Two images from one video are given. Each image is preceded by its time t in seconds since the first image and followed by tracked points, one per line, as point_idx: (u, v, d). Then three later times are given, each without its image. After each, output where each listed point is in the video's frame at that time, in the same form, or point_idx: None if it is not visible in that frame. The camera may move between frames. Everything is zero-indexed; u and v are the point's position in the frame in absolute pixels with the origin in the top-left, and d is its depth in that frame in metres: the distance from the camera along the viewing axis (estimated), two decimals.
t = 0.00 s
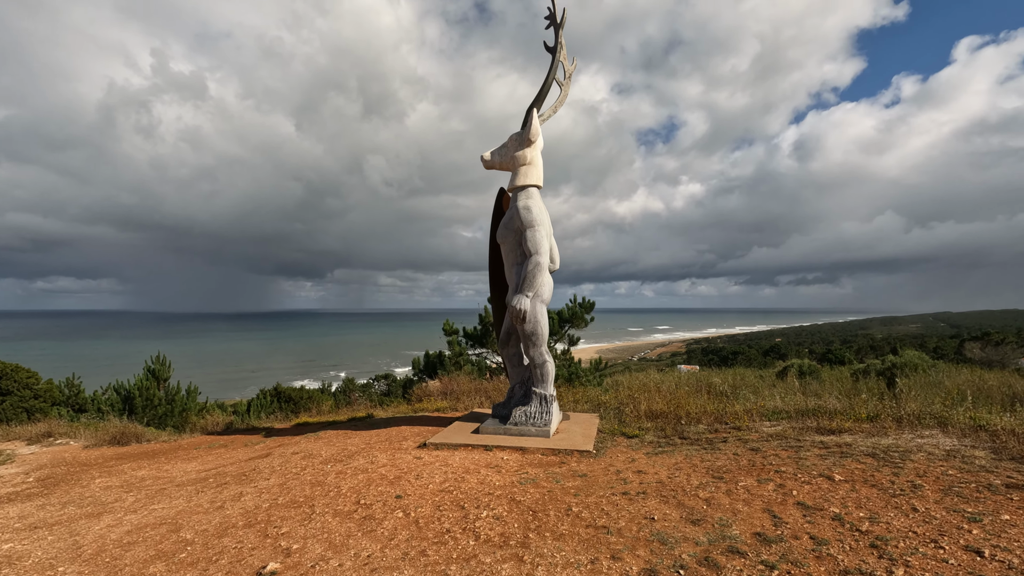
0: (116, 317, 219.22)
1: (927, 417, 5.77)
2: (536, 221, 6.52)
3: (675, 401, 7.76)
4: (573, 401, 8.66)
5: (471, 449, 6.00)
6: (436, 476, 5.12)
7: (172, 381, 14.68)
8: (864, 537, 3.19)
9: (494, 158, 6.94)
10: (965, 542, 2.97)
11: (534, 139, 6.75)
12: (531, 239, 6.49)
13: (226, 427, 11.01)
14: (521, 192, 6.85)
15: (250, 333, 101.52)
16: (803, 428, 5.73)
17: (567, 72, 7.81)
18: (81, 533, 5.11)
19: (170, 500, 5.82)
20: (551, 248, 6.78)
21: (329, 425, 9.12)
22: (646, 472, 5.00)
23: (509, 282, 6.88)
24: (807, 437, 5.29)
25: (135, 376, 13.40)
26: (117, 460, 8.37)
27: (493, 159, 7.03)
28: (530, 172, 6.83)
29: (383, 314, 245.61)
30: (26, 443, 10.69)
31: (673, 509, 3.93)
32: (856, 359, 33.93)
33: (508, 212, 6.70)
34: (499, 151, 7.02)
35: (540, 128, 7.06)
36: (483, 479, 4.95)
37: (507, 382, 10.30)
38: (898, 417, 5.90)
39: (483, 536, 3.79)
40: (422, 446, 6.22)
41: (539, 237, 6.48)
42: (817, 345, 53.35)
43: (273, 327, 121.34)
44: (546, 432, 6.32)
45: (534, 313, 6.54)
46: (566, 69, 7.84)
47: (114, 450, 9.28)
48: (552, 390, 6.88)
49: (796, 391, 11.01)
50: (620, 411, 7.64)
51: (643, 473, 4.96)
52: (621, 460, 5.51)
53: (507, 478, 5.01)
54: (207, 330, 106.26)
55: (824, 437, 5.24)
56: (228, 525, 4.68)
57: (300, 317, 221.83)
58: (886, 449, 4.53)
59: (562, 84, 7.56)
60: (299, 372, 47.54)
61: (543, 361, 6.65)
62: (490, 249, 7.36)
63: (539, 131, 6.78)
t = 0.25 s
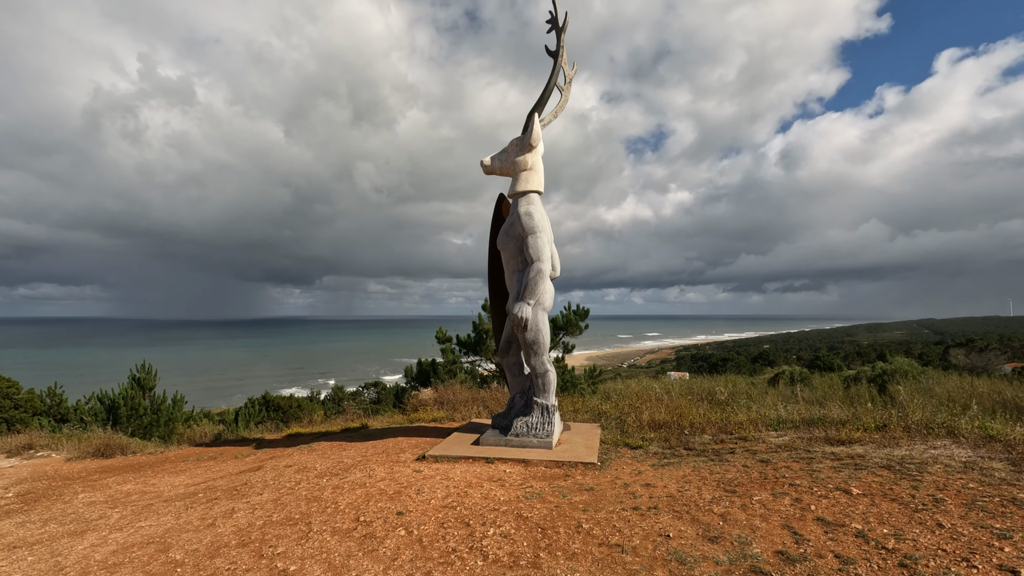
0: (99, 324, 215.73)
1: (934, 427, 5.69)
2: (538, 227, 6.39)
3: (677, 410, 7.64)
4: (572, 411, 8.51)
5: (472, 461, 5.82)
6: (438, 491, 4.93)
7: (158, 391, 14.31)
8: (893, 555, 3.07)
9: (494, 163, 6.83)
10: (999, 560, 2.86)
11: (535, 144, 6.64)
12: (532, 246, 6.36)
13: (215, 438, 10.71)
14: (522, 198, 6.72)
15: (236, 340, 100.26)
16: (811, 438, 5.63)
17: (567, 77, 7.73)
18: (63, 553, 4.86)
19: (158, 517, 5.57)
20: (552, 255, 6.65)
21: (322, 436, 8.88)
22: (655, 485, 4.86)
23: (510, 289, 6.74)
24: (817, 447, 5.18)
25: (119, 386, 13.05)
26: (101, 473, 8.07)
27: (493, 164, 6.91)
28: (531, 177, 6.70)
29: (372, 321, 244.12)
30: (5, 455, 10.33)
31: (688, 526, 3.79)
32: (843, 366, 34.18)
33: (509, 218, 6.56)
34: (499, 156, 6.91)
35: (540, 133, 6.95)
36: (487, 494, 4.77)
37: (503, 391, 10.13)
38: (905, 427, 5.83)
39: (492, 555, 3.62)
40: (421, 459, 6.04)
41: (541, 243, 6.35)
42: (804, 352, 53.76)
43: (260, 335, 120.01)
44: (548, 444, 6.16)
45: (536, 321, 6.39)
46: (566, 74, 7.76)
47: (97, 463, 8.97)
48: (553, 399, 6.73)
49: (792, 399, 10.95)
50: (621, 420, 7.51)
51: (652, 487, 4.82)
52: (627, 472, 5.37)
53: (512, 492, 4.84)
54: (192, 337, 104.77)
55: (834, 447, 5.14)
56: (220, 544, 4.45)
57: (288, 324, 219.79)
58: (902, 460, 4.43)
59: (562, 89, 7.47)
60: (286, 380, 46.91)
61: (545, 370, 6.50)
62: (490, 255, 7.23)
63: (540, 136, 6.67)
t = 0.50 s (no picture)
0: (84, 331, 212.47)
1: (942, 432, 5.63)
2: (541, 230, 6.28)
3: (679, 416, 7.54)
4: (572, 418, 8.39)
5: (474, 470, 5.67)
6: (442, 501, 4.78)
7: (145, 398, 13.98)
8: (923, 565, 2.97)
9: (496, 165, 6.75)
10: None
11: (537, 146, 6.55)
12: (535, 249, 6.24)
13: (205, 447, 10.46)
14: (524, 200, 6.62)
15: (224, 347, 99.10)
16: (820, 444, 5.55)
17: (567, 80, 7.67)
18: (48, 568, 4.64)
19: (148, 529, 5.35)
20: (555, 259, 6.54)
21: (316, 444, 8.69)
22: (665, 493, 4.75)
23: (512, 293, 6.62)
24: (828, 453, 5.10)
25: (106, 393, 12.74)
26: (87, 484, 7.80)
27: (494, 166, 6.83)
28: (533, 180, 6.61)
29: (362, 327, 242.69)
30: None
31: (705, 535, 3.67)
32: (833, 371, 34.42)
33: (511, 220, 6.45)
34: (500, 158, 6.82)
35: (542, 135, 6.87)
36: (493, 503, 4.62)
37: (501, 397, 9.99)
38: (913, 432, 5.77)
39: (503, 567, 3.48)
40: (422, 467, 5.88)
41: (544, 246, 6.24)
42: (793, 358, 54.07)
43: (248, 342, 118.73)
44: (551, 451, 6.03)
45: (539, 325, 6.27)
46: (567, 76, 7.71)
47: (84, 473, 8.70)
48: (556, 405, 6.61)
49: (790, 405, 10.91)
50: (624, 427, 7.40)
51: (662, 495, 4.70)
52: (634, 480, 5.25)
53: (518, 501, 4.70)
54: (179, 344, 103.42)
55: (845, 453, 5.06)
56: (215, 558, 4.27)
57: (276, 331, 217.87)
58: (917, 466, 4.35)
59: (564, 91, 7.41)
60: (275, 387, 46.34)
61: (548, 375, 6.37)
62: (491, 259, 7.12)
63: (542, 138, 6.59)
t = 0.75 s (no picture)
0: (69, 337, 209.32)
1: (952, 438, 5.58)
2: (545, 234, 6.18)
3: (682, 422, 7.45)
4: (574, 425, 8.27)
5: (479, 479, 5.53)
6: (448, 512, 4.64)
7: (132, 406, 13.66)
8: None
9: (499, 168, 6.66)
10: None
11: (541, 149, 6.46)
12: (540, 253, 6.14)
13: (196, 455, 10.22)
14: (527, 204, 6.52)
15: (213, 353, 97.98)
16: (830, 451, 5.47)
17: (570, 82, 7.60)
18: None
19: (140, 543, 5.15)
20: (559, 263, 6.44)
21: (311, 452, 8.49)
22: (676, 502, 4.64)
23: (515, 298, 6.51)
24: (839, 461, 5.02)
25: (92, 400, 12.44)
26: (75, 494, 7.57)
27: (497, 169, 6.73)
28: (537, 183, 6.52)
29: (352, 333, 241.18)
30: None
31: (723, 547, 3.56)
32: (823, 376, 34.62)
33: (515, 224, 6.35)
34: (503, 161, 6.73)
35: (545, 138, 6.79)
36: (500, 515, 4.49)
37: (500, 403, 9.84)
38: (922, 439, 5.70)
39: None
40: (424, 476, 5.73)
41: (549, 250, 6.14)
42: (783, 364, 54.35)
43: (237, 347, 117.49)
44: (556, 459, 5.91)
45: (542, 330, 6.16)
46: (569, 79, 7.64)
47: (70, 483, 8.45)
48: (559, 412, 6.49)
49: (788, 410, 10.86)
50: (627, 434, 7.29)
51: (673, 504, 4.60)
52: (643, 489, 5.13)
53: (527, 512, 4.56)
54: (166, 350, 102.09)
55: (857, 461, 4.98)
56: (212, 573, 4.09)
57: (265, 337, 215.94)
58: (933, 474, 4.29)
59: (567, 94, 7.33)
60: (264, 394, 45.80)
61: (552, 382, 6.25)
62: (493, 263, 7.01)
63: (546, 141, 6.50)
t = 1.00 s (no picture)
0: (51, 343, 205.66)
1: (958, 445, 5.54)
2: (548, 238, 6.08)
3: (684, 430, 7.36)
4: (573, 433, 8.15)
5: (481, 489, 5.39)
6: (451, 524, 4.49)
7: (118, 414, 13.32)
8: None
9: (500, 172, 6.56)
10: None
11: (543, 153, 6.38)
12: (542, 258, 6.04)
13: (184, 465, 9.94)
14: (528, 208, 6.42)
15: (199, 360, 96.70)
16: (838, 459, 5.39)
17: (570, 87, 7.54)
18: None
19: (128, 558, 4.94)
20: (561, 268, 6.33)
21: (305, 462, 8.29)
22: (686, 512, 4.54)
23: (516, 303, 6.40)
24: (849, 469, 4.95)
25: (76, 409, 12.08)
26: (58, 507, 7.30)
27: (497, 173, 6.63)
28: (539, 187, 6.43)
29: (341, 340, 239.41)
30: None
31: (740, 560, 3.45)
32: (811, 382, 34.85)
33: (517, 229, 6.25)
34: (504, 165, 6.64)
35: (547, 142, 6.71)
36: (506, 527, 4.35)
37: (497, 411, 9.70)
38: (928, 446, 5.65)
39: None
40: (424, 487, 5.58)
41: (551, 255, 6.04)
42: (771, 370, 54.66)
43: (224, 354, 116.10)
44: (559, 468, 5.78)
45: (544, 336, 6.05)
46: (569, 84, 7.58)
47: (54, 495, 8.17)
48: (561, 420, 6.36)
49: (785, 417, 10.81)
50: (628, 442, 7.19)
51: (682, 515, 4.49)
52: (650, 499, 5.03)
53: (533, 524, 4.43)
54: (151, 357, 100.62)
55: (867, 469, 4.91)
56: None
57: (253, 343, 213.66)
58: (946, 483, 4.22)
59: (567, 98, 7.27)
60: (251, 401, 45.20)
61: (554, 389, 6.13)
62: (493, 269, 6.89)
63: (547, 145, 6.42)
